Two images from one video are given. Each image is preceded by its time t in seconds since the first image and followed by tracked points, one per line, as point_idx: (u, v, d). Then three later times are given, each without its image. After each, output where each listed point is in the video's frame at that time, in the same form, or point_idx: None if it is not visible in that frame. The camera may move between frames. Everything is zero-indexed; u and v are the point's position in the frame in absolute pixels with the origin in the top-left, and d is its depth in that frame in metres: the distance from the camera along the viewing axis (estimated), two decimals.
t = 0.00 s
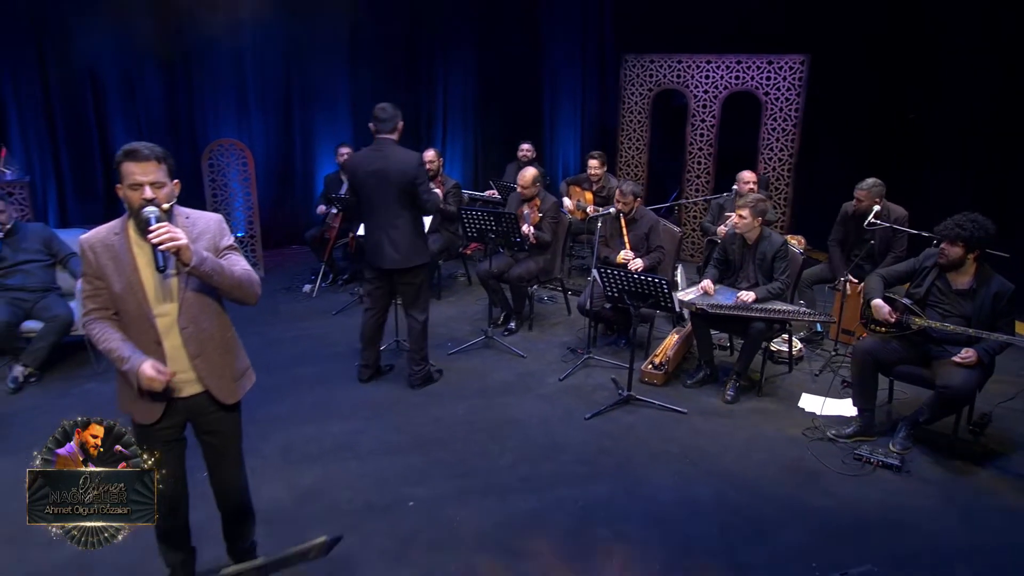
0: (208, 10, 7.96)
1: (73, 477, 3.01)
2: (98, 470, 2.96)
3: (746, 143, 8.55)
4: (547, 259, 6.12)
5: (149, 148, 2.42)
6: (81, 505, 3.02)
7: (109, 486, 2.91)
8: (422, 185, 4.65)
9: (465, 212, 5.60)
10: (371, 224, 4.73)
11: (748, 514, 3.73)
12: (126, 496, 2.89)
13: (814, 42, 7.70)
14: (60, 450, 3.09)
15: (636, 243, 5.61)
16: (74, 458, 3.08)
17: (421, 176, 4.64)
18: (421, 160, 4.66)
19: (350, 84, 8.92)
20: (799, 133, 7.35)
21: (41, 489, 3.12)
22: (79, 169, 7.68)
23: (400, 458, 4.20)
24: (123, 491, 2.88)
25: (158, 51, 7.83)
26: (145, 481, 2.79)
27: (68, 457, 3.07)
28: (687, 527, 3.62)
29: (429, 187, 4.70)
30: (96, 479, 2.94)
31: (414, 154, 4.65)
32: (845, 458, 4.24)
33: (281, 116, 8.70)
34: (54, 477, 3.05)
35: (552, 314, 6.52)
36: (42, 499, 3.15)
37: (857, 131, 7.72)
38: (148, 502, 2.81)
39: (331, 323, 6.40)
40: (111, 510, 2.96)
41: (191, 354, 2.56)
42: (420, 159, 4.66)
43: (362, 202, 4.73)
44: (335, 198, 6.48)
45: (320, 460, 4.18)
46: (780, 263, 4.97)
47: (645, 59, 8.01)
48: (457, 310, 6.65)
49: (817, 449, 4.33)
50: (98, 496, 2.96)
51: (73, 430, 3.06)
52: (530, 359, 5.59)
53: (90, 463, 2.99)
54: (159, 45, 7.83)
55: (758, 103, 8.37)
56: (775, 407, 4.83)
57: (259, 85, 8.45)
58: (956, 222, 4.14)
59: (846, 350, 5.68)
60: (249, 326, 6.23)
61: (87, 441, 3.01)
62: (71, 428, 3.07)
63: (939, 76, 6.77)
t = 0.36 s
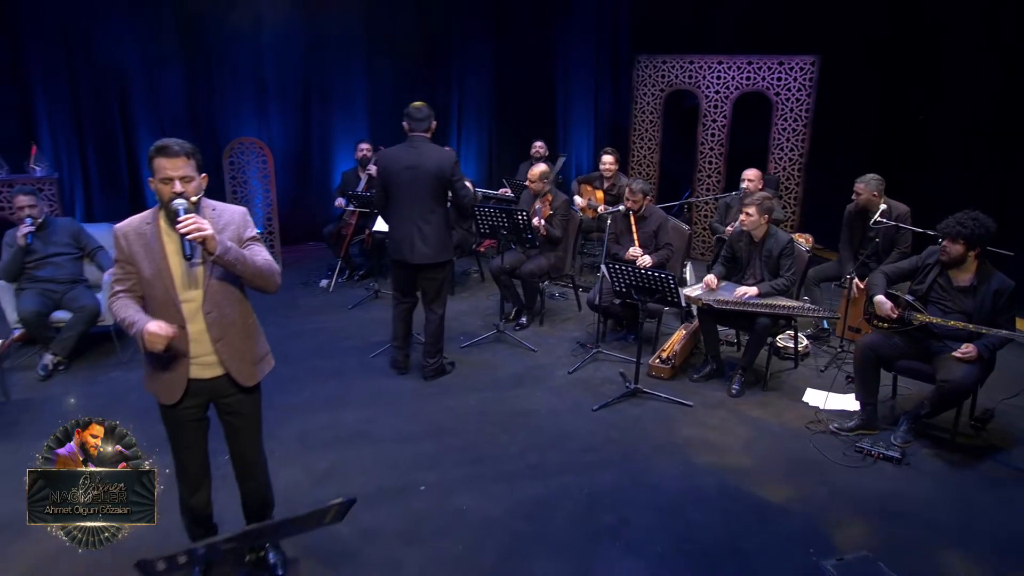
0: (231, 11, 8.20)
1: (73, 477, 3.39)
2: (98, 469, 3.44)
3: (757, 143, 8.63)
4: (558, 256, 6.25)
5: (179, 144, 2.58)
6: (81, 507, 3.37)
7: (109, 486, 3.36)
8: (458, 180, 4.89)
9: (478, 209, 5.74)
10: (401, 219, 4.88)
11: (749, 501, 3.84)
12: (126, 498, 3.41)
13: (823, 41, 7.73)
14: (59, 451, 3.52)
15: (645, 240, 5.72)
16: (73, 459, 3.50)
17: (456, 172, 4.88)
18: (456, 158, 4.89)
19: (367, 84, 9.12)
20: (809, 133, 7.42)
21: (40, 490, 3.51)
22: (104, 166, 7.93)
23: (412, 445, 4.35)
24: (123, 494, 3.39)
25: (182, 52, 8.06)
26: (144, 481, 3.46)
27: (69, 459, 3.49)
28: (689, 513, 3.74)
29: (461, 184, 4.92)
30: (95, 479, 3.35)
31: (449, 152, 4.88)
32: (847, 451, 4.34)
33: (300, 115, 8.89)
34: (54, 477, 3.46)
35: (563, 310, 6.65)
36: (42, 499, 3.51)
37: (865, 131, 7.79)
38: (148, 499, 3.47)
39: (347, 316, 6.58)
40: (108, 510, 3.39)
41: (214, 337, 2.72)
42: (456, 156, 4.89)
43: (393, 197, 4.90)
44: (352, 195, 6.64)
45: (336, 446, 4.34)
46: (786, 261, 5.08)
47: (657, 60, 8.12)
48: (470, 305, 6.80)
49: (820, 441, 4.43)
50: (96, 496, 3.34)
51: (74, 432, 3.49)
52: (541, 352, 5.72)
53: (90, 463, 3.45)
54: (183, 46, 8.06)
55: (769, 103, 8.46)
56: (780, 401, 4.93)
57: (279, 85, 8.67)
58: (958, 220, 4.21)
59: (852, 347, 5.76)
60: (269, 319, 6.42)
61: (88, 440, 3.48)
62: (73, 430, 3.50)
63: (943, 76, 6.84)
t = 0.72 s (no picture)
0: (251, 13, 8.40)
1: (75, 478, 3.51)
2: (97, 468, 3.61)
3: (767, 144, 8.71)
4: (568, 253, 6.37)
5: (203, 140, 2.73)
6: (81, 507, 3.47)
7: (109, 485, 3.50)
8: (474, 182, 5.02)
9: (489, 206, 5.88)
10: (418, 215, 5.03)
11: (749, 491, 3.96)
12: (126, 497, 3.52)
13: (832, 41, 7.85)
14: (60, 450, 3.70)
15: (652, 238, 5.84)
16: (73, 458, 3.69)
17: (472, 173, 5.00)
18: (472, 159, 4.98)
19: (384, 85, 9.29)
20: (819, 133, 7.49)
21: (40, 491, 3.58)
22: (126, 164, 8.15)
23: (423, 434, 4.49)
24: (123, 493, 3.50)
25: (203, 52, 8.27)
26: (144, 482, 3.56)
27: (69, 458, 3.68)
28: (690, 501, 3.86)
29: (477, 184, 5.06)
30: (95, 479, 3.49)
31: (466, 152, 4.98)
32: (847, 444, 4.43)
33: (317, 115, 9.07)
34: (54, 478, 3.56)
35: (573, 306, 6.78)
36: (43, 500, 3.58)
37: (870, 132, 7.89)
38: (148, 499, 3.54)
39: (361, 311, 6.75)
40: (108, 510, 3.48)
41: (236, 323, 2.87)
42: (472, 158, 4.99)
43: (412, 193, 5.06)
44: (368, 192, 6.81)
45: (349, 434, 4.50)
46: (791, 258, 5.17)
47: (668, 61, 8.22)
48: (482, 301, 6.94)
49: (821, 435, 4.53)
50: (96, 495, 3.47)
51: (74, 433, 3.68)
52: (550, 347, 5.85)
53: (90, 463, 3.65)
54: (203, 47, 8.26)
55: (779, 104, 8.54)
56: (783, 396, 5.03)
57: (298, 85, 8.86)
58: (960, 219, 4.28)
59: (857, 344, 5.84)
60: (286, 313, 6.60)
61: (88, 441, 3.65)
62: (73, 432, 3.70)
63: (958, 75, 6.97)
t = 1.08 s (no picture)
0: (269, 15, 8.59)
1: (73, 478, 3.56)
2: (97, 467, 3.72)
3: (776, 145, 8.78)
4: (577, 251, 6.49)
5: (224, 139, 2.88)
6: (80, 507, 3.51)
7: (108, 485, 3.56)
8: (487, 180, 5.17)
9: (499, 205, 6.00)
10: (432, 211, 5.17)
11: (749, 481, 4.07)
12: (126, 496, 3.58)
13: (846, 45, 7.86)
14: (60, 450, 3.80)
15: (659, 236, 5.94)
16: (73, 459, 3.78)
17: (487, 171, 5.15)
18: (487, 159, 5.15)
19: (398, 85, 9.45)
20: (827, 134, 7.57)
21: (39, 491, 3.63)
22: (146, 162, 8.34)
23: (433, 424, 4.64)
24: (123, 493, 3.56)
25: (222, 53, 8.47)
26: (143, 482, 3.65)
27: (68, 458, 3.77)
28: (691, 490, 3.97)
29: (490, 183, 5.20)
30: (95, 478, 3.54)
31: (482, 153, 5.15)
32: (847, 438, 4.52)
33: (333, 115, 9.25)
34: (53, 477, 3.61)
35: (582, 304, 6.90)
36: (42, 500, 3.62)
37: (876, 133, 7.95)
38: (149, 498, 3.60)
39: (374, 306, 6.90)
40: (108, 510, 3.53)
41: (251, 314, 3.02)
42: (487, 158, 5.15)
43: (426, 189, 5.21)
44: (381, 190, 6.96)
45: (361, 424, 4.64)
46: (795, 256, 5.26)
47: (678, 62, 8.32)
48: (492, 297, 7.07)
49: (822, 429, 4.62)
50: (96, 495, 3.52)
51: (74, 433, 3.77)
52: (559, 342, 5.98)
53: (89, 463, 3.75)
54: (223, 48, 8.47)
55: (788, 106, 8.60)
56: (786, 391, 5.12)
57: (314, 85, 9.04)
58: (960, 218, 4.35)
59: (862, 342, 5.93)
60: (301, 308, 6.76)
61: (88, 440, 3.75)
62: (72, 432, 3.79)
63: (962, 76, 7.11)
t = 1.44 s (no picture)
0: (285, 18, 8.79)
1: (74, 478, 3.71)
2: (97, 468, 3.85)
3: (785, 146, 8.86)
4: (584, 250, 6.60)
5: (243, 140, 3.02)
6: (81, 507, 3.62)
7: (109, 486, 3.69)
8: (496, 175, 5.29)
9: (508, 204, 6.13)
10: (445, 207, 5.30)
11: (746, 474, 4.17)
12: (126, 497, 3.68)
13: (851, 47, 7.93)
14: (59, 449, 3.92)
15: (665, 236, 6.05)
16: (73, 458, 3.90)
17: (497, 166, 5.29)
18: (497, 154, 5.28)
19: (411, 86, 9.61)
20: (834, 136, 7.64)
21: (41, 490, 3.74)
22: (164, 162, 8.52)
23: (440, 417, 4.77)
24: (123, 493, 3.68)
25: (240, 55, 8.66)
26: (143, 483, 3.76)
27: (69, 457, 3.89)
28: (690, 483, 4.08)
29: (499, 178, 5.33)
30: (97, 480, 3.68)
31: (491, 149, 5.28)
32: (846, 434, 4.62)
33: (347, 116, 9.42)
34: (56, 477, 3.74)
35: (589, 302, 7.02)
36: (43, 500, 3.71)
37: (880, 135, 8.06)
38: (148, 499, 3.70)
39: (384, 303, 7.05)
40: (108, 510, 3.63)
41: (268, 306, 3.17)
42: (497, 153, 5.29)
43: (439, 184, 5.34)
44: (393, 190, 7.10)
45: (371, 416, 4.78)
46: (797, 255, 5.34)
47: (687, 65, 8.42)
48: (501, 295, 7.20)
49: (822, 425, 4.71)
50: (96, 495, 3.64)
51: (74, 433, 3.91)
52: (565, 339, 6.10)
53: (90, 462, 3.88)
54: (241, 50, 8.66)
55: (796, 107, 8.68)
56: (787, 388, 5.22)
57: (329, 86, 9.21)
58: (959, 219, 4.41)
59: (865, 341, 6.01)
60: (314, 305, 6.92)
61: (88, 440, 3.89)
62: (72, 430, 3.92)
63: (962, 76, 7.23)
